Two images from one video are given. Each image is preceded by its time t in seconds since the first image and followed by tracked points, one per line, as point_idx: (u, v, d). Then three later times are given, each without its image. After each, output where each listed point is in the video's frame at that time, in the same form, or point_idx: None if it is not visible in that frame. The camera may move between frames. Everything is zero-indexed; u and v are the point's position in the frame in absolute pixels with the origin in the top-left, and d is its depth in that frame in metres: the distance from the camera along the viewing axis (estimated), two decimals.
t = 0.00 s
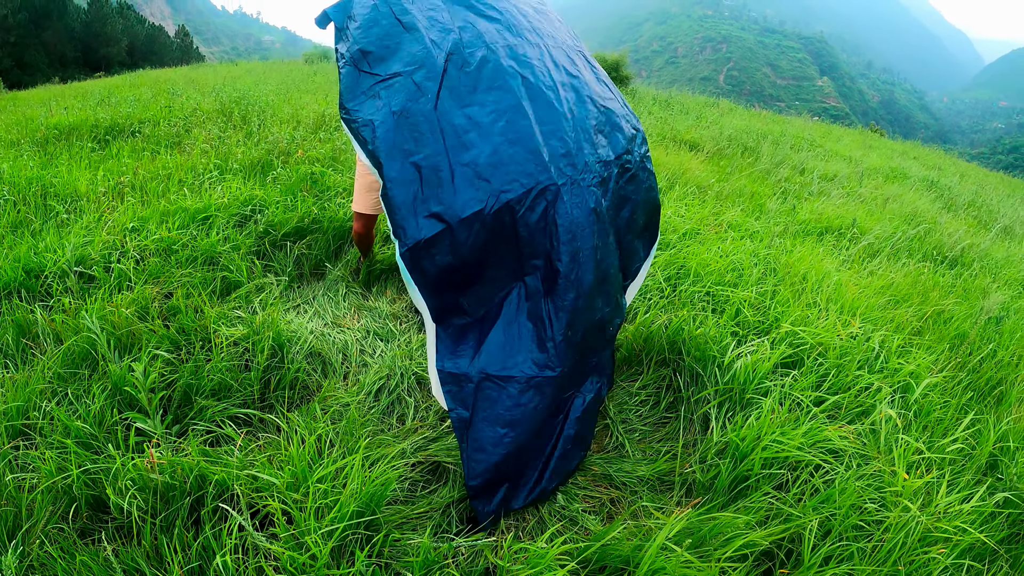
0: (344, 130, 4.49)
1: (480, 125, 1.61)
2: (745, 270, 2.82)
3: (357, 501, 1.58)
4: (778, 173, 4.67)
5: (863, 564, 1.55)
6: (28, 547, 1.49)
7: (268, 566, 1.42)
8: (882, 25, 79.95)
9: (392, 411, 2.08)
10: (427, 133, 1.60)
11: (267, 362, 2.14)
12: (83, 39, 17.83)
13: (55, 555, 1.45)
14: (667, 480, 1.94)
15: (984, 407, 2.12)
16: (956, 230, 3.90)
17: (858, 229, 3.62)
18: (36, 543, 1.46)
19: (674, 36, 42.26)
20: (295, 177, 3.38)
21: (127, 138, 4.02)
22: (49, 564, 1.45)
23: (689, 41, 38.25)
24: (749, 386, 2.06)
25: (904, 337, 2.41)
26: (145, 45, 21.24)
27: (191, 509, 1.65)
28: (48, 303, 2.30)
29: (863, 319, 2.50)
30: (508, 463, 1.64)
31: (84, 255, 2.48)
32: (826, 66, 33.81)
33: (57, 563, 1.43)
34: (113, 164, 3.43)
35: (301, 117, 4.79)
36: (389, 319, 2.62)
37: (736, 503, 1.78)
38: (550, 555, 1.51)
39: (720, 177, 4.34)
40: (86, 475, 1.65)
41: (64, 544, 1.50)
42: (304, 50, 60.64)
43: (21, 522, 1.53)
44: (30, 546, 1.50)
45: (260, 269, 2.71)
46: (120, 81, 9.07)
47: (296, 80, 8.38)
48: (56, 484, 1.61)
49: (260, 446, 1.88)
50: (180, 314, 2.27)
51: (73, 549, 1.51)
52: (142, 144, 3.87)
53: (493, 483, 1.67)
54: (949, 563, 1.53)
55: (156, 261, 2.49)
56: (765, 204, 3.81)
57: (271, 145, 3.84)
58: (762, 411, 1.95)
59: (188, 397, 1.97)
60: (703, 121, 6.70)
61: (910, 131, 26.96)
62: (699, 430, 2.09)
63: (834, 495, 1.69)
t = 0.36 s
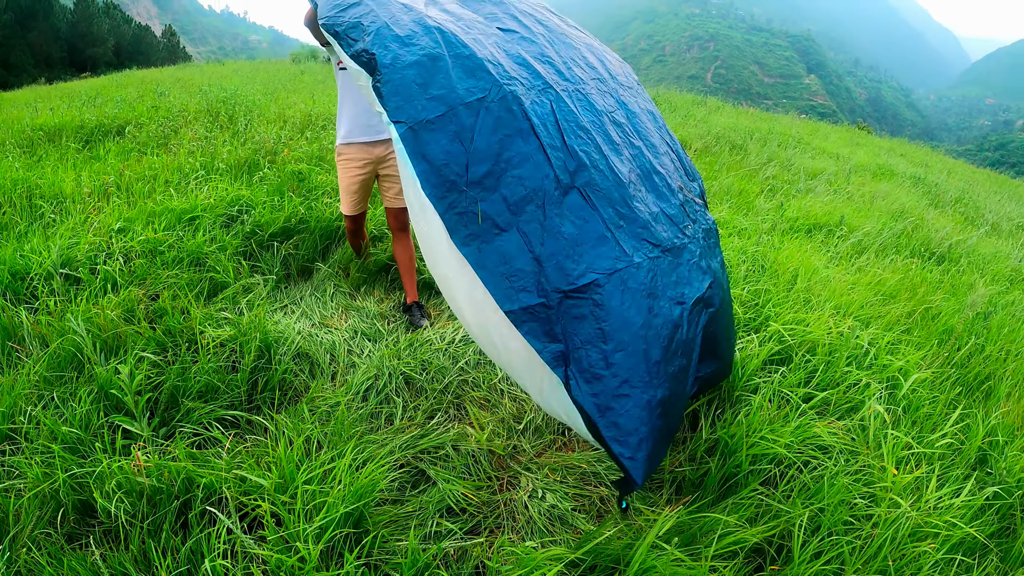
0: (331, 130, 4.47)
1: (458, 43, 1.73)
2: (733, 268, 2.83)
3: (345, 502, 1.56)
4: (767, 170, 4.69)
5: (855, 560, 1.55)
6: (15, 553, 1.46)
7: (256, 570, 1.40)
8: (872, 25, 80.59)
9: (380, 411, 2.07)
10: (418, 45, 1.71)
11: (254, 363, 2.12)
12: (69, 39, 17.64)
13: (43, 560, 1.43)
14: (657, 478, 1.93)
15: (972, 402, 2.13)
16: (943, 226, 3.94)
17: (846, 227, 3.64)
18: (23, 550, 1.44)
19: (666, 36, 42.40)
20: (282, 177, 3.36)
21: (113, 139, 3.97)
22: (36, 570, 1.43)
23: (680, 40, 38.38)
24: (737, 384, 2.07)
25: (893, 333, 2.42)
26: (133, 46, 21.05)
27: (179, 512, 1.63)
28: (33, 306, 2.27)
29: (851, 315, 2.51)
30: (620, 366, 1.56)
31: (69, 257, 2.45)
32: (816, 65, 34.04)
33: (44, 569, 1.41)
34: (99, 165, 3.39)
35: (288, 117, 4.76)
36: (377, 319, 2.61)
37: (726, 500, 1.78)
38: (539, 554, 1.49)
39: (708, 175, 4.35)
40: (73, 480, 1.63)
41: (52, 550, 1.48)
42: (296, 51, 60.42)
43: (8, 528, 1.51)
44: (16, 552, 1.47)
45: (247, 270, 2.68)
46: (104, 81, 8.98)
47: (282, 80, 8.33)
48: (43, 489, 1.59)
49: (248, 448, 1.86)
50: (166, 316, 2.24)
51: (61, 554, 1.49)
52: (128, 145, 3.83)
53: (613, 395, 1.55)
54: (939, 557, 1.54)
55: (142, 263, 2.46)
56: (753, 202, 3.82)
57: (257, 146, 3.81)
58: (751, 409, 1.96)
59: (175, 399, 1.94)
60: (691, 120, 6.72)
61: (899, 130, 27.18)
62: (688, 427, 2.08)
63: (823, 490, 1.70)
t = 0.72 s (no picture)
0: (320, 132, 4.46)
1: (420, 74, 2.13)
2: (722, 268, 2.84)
3: (335, 506, 1.55)
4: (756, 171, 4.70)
5: (847, 559, 1.55)
6: (3, 560, 1.45)
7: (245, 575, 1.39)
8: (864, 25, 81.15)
9: (370, 414, 2.06)
10: (392, 74, 2.03)
11: (243, 366, 2.10)
12: (58, 41, 17.50)
13: (31, 567, 1.42)
14: (648, 479, 1.93)
15: (961, 400, 2.14)
16: (932, 226, 3.97)
17: (835, 227, 3.65)
18: (12, 556, 1.42)
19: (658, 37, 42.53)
20: (271, 180, 3.35)
21: (101, 141, 3.94)
22: None
23: (673, 41, 38.51)
24: (728, 384, 2.08)
25: (882, 333, 2.43)
26: (122, 47, 20.90)
27: (168, 517, 1.61)
28: (20, 309, 2.24)
29: (841, 315, 2.52)
30: (655, 241, 1.57)
31: (57, 260, 2.43)
32: (808, 66, 34.24)
33: None
34: (87, 167, 3.36)
35: (277, 119, 4.74)
36: (367, 321, 2.60)
37: (718, 501, 1.78)
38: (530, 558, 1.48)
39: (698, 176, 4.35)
40: (61, 485, 1.61)
41: (40, 556, 1.46)
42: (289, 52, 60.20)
43: None
44: (5, 558, 1.46)
45: (236, 272, 2.66)
46: (90, 83, 8.90)
47: (272, 81, 8.31)
48: (31, 495, 1.57)
49: (238, 451, 1.85)
50: (155, 319, 2.22)
51: (50, 560, 1.47)
52: (117, 147, 3.80)
53: (660, 269, 1.55)
54: (930, 555, 1.54)
55: (130, 265, 2.44)
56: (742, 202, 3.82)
57: (246, 148, 3.80)
58: (741, 409, 1.97)
59: (164, 403, 1.92)
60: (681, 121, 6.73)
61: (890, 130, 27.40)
62: (678, 428, 2.09)
63: (814, 490, 1.70)
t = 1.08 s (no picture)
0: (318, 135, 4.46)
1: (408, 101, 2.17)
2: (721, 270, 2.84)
3: (334, 510, 1.54)
4: (754, 172, 4.71)
5: (847, 561, 1.55)
6: (4, 565, 1.44)
7: None
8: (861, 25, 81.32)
9: (369, 418, 2.05)
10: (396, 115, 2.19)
11: (242, 370, 2.10)
12: (55, 44, 17.50)
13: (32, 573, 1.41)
14: (648, 481, 1.93)
15: (961, 400, 2.14)
16: (930, 226, 3.97)
17: (833, 228, 3.66)
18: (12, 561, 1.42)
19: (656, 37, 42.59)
20: (269, 183, 3.35)
21: (99, 145, 3.94)
22: None
23: (671, 42, 38.57)
24: (728, 386, 2.07)
25: (881, 334, 2.43)
26: (120, 50, 20.90)
27: (168, 522, 1.61)
28: (19, 314, 2.24)
29: (839, 316, 2.53)
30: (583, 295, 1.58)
31: (56, 264, 2.43)
32: (805, 66, 34.30)
33: None
34: (86, 171, 3.36)
35: (275, 123, 4.74)
36: (365, 324, 2.60)
37: (719, 504, 1.78)
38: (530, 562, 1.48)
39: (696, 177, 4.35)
40: (61, 490, 1.61)
41: (40, 562, 1.46)
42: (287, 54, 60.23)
43: None
44: (5, 564, 1.45)
45: (235, 276, 2.66)
46: (87, 87, 8.91)
47: (269, 85, 8.32)
48: (31, 500, 1.57)
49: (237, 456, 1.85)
50: (153, 324, 2.22)
51: (50, 566, 1.47)
52: (115, 151, 3.80)
53: (588, 321, 1.57)
54: (930, 556, 1.54)
55: (128, 269, 2.44)
56: (740, 203, 3.82)
57: (244, 151, 3.80)
58: (743, 411, 1.95)
59: (163, 407, 1.92)
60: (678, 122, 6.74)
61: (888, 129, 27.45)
62: (678, 431, 2.09)
63: (816, 492, 1.69)
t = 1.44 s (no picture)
0: (314, 137, 4.46)
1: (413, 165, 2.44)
2: (718, 270, 2.84)
3: (332, 513, 1.54)
4: (751, 173, 4.71)
5: (844, 561, 1.55)
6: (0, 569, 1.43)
7: None
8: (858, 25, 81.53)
9: (366, 420, 2.05)
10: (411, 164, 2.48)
11: (239, 373, 2.10)
12: (52, 47, 17.48)
13: None
14: (645, 482, 1.93)
15: (958, 400, 2.15)
16: (926, 226, 3.98)
17: (829, 228, 3.67)
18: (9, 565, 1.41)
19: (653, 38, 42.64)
20: (265, 185, 3.34)
21: (95, 148, 3.93)
22: None
23: (668, 43, 38.64)
24: (725, 386, 2.08)
25: (877, 333, 2.44)
26: (116, 53, 20.86)
27: (165, 525, 1.60)
28: (15, 317, 2.23)
29: (836, 316, 2.54)
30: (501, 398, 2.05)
31: (52, 267, 2.42)
32: (802, 66, 34.37)
33: None
34: (82, 174, 3.36)
35: (271, 125, 4.73)
36: (362, 326, 2.60)
37: (716, 504, 1.78)
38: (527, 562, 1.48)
39: (693, 178, 4.36)
40: (58, 493, 1.60)
41: (37, 565, 1.45)
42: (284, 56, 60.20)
43: None
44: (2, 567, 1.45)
45: (231, 279, 2.66)
46: (82, 90, 8.89)
47: (265, 86, 8.33)
48: (27, 503, 1.56)
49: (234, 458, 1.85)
50: (150, 326, 2.21)
51: (47, 569, 1.46)
52: (111, 154, 3.79)
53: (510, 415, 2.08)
54: (928, 556, 1.54)
55: (125, 272, 2.43)
56: (736, 204, 3.83)
57: (241, 154, 3.80)
58: (738, 412, 1.96)
59: (160, 410, 1.92)
60: (674, 123, 6.75)
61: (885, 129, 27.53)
62: (675, 431, 2.09)
63: (813, 492, 1.69)
